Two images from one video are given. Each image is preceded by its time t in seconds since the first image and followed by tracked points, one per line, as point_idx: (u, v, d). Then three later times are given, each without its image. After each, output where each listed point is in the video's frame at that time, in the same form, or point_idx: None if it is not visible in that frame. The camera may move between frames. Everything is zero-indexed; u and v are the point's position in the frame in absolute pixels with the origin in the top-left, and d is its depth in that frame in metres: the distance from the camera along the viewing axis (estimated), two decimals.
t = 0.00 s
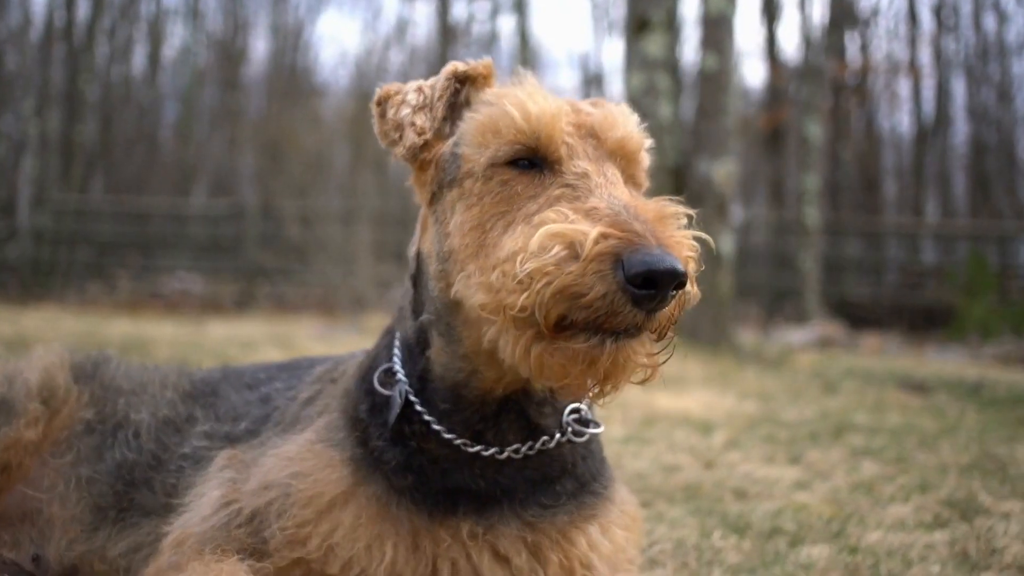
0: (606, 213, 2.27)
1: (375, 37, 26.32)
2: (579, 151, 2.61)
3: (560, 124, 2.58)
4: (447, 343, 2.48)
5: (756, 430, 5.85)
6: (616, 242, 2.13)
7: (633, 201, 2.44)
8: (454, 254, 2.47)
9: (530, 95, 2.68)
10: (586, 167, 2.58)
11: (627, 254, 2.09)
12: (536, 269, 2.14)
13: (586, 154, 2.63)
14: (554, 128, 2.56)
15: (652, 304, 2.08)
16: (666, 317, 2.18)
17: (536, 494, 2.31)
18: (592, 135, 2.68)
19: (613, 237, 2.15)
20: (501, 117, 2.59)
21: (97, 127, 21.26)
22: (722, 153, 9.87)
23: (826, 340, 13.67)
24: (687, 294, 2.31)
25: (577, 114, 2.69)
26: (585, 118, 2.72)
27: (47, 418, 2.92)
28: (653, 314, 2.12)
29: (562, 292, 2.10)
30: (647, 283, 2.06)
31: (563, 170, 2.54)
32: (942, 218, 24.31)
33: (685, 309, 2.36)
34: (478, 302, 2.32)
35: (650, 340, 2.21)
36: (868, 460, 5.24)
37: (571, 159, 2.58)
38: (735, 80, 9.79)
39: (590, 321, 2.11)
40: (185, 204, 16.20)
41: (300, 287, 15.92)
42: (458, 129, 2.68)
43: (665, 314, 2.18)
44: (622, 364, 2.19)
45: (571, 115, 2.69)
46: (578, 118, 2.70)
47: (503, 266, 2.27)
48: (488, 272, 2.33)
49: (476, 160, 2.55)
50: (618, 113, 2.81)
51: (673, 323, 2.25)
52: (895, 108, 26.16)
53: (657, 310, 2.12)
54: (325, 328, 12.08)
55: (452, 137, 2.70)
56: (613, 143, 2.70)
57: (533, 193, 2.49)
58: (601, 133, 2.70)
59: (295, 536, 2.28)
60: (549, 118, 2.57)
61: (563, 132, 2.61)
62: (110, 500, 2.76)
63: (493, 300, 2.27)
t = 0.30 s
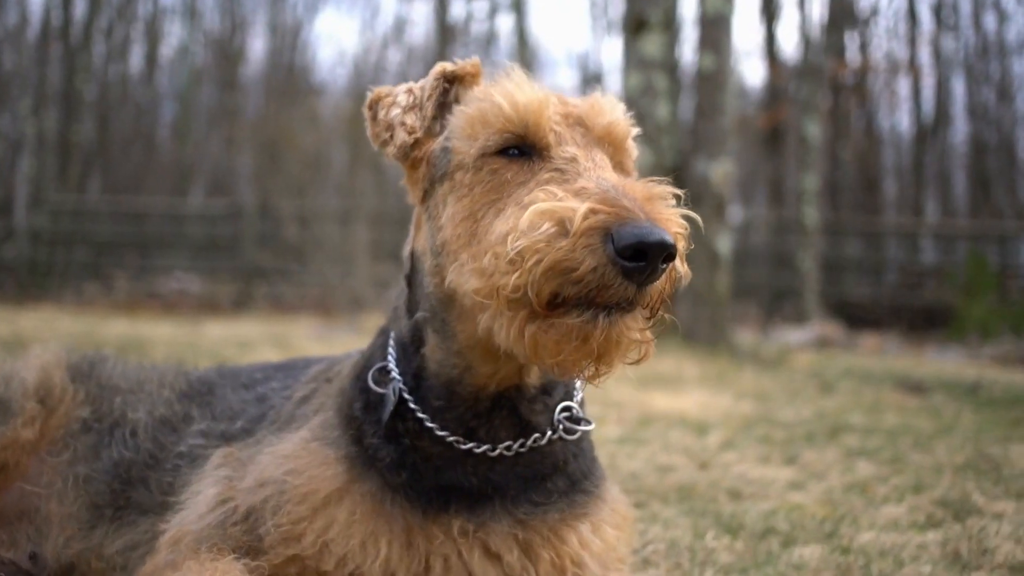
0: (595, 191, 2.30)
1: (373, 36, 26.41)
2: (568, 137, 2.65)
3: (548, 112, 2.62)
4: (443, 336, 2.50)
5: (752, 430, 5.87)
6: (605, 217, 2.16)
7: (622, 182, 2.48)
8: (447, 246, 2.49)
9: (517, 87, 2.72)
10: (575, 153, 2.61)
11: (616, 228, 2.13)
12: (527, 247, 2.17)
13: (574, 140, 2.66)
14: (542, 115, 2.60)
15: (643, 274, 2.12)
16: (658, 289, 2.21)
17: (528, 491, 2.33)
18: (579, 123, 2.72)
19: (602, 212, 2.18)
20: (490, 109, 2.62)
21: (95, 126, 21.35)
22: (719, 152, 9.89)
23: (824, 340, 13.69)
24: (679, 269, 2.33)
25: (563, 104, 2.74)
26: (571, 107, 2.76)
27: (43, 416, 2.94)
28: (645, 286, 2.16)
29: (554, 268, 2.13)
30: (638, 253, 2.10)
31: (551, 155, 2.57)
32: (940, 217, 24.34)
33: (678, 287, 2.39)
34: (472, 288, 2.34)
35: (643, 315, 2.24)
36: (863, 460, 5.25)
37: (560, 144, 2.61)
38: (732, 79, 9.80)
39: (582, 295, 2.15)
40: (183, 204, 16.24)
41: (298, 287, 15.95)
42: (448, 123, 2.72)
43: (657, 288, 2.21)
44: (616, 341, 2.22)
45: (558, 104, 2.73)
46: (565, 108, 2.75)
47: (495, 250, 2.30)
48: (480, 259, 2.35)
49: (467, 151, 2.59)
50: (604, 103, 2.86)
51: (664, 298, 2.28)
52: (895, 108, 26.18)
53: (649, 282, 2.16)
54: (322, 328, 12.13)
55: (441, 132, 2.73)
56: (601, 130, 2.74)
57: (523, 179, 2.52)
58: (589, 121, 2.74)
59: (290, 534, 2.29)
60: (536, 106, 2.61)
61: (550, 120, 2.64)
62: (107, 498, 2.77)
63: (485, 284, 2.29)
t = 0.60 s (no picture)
0: (572, 184, 2.34)
1: (370, 36, 26.51)
2: (545, 135, 2.69)
3: (524, 112, 2.66)
4: (426, 338, 2.53)
5: (744, 433, 5.90)
6: (583, 206, 2.20)
7: (599, 176, 2.52)
8: (430, 248, 2.52)
9: (491, 91, 2.77)
10: (553, 151, 2.65)
11: (594, 217, 2.16)
12: (507, 239, 2.21)
13: (552, 138, 2.71)
14: (518, 116, 2.63)
15: (622, 259, 2.15)
16: (638, 275, 2.25)
17: (511, 494, 2.35)
18: (555, 121, 2.77)
19: (580, 203, 2.22)
20: (467, 114, 2.66)
21: (92, 126, 21.44)
22: (715, 154, 9.90)
23: (822, 342, 13.72)
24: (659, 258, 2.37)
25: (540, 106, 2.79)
26: (546, 108, 2.81)
27: (35, 421, 2.96)
28: (624, 274, 2.19)
29: (533, 259, 2.16)
30: (616, 237, 2.14)
31: (529, 154, 2.61)
32: (938, 218, 24.38)
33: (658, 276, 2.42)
34: (455, 286, 2.36)
35: (623, 304, 2.28)
36: (853, 463, 5.28)
37: (537, 142, 2.65)
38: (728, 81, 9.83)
39: (564, 283, 2.18)
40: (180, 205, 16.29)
41: (296, 288, 16.00)
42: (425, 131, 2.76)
43: (636, 276, 2.25)
44: (597, 330, 2.25)
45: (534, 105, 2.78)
46: (540, 109, 2.79)
47: (476, 247, 2.33)
48: (462, 258, 2.39)
49: (446, 155, 2.62)
50: (580, 102, 2.90)
51: (644, 287, 2.32)
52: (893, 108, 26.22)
53: (629, 268, 2.19)
54: (318, 329, 12.23)
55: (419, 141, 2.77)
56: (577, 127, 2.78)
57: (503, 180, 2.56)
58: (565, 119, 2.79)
59: (278, 536, 2.32)
60: (512, 107, 2.65)
61: (527, 120, 2.68)
62: (99, 501, 2.81)
63: (467, 280, 2.32)
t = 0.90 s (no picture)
0: (399, 212, 2.46)
1: (368, 36, 26.58)
2: (425, 154, 2.85)
3: (411, 135, 2.86)
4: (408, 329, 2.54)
5: (736, 434, 5.95)
6: (381, 239, 2.31)
7: (445, 196, 2.59)
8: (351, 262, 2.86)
9: (396, 112, 3.01)
10: (422, 171, 2.79)
11: (385, 250, 2.26)
12: (326, 270, 2.42)
13: (430, 157, 2.84)
14: (398, 139, 2.87)
15: (404, 289, 2.21)
16: (445, 300, 2.25)
17: (504, 490, 2.41)
18: (442, 137, 2.87)
19: (381, 234, 2.33)
20: (366, 139, 3.00)
21: (89, 127, 21.51)
22: (710, 156, 9.94)
23: (819, 343, 13.76)
24: (488, 279, 2.32)
25: (434, 121, 2.90)
26: (443, 121, 2.90)
27: (33, 426, 2.95)
28: (419, 303, 2.24)
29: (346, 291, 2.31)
30: (392, 272, 2.22)
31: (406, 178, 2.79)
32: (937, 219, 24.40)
33: (503, 295, 2.36)
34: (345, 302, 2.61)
35: (449, 328, 2.26)
36: (844, 465, 5.33)
37: (411, 164, 2.84)
38: (724, 83, 9.86)
39: (365, 315, 2.27)
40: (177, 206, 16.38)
41: (293, 288, 16.06)
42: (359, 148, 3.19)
43: (451, 301, 2.26)
44: (426, 355, 2.26)
45: (427, 122, 2.91)
46: (433, 124, 2.90)
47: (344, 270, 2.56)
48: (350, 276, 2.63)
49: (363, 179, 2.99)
50: (480, 110, 2.92)
51: (474, 309, 2.28)
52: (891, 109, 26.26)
53: (420, 297, 2.24)
54: (315, 330, 12.30)
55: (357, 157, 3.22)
56: (461, 140, 2.84)
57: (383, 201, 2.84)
58: (451, 133, 2.86)
59: (279, 532, 2.37)
60: (394, 132, 2.89)
61: (414, 142, 2.86)
62: (99, 506, 2.84)
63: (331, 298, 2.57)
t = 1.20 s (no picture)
0: (306, 208, 2.32)
1: (367, 37, 26.71)
2: (350, 157, 2.72)
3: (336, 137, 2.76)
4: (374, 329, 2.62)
5: (729, 433, 6.03)
6: (282, 232, 2.18)
7: (356, 192, 2.41)
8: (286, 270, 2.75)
9: (334, 118, 2.92)
10: (344, 173, 2.65)
11: (283, 243, 2.13)
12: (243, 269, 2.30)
13: (354, 160, 2.71)
14: (329, 143, 2.79)
15: (300, 281, 2.08)
16: (345, 292, 2.11)
17: (483, 483, 2.49)
18: (366, 139, 2.74)
19: (282, 228, 2.20)
20: (307, 147, 2.94)
21: (87, 127, 21.60)
22: (706, 158, 10.03)
23: (815, 343, 13.86)
24: (391, 271, 2.16)
25: (361, 124, 2.79)
26: (371, 123, 2.78)
27: (40, 425, 2.87)
28: (319, 296, 2.10)
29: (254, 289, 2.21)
30: (290, 266, 2.08)
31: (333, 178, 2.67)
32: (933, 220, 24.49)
33: (413, 285, 2.21)
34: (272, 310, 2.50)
35: (355, 321, 2.13)
36: (835, 463, 5.41)
37: (338, 166, 2.72)
38: (719, 84, 9.95)
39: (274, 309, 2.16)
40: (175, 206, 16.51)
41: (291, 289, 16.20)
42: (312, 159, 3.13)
43: (351, 293, 2.11)
44: (333, 352, 2.14)
45: (356, 126, 2.80)
46: (361, 127, 2.78)
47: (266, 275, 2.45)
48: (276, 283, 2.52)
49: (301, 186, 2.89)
50: (406, 110, 2.79)
51: (377, 301, 2.14)
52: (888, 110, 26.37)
53: (319, 289, 2.10)
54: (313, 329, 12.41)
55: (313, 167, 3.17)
56: (382, 140, 2.69)
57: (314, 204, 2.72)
58: (375, 134, 2.72)
59: (269, 529, 2.39)
60: (325, 137, 2.81)
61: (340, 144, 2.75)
62: (101, 504, 2.79)
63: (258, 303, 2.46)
